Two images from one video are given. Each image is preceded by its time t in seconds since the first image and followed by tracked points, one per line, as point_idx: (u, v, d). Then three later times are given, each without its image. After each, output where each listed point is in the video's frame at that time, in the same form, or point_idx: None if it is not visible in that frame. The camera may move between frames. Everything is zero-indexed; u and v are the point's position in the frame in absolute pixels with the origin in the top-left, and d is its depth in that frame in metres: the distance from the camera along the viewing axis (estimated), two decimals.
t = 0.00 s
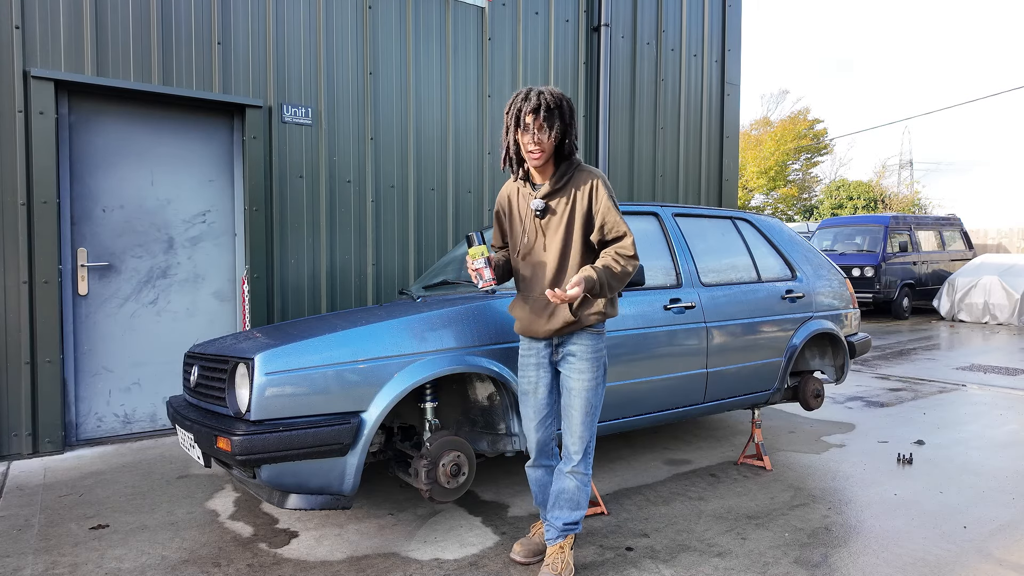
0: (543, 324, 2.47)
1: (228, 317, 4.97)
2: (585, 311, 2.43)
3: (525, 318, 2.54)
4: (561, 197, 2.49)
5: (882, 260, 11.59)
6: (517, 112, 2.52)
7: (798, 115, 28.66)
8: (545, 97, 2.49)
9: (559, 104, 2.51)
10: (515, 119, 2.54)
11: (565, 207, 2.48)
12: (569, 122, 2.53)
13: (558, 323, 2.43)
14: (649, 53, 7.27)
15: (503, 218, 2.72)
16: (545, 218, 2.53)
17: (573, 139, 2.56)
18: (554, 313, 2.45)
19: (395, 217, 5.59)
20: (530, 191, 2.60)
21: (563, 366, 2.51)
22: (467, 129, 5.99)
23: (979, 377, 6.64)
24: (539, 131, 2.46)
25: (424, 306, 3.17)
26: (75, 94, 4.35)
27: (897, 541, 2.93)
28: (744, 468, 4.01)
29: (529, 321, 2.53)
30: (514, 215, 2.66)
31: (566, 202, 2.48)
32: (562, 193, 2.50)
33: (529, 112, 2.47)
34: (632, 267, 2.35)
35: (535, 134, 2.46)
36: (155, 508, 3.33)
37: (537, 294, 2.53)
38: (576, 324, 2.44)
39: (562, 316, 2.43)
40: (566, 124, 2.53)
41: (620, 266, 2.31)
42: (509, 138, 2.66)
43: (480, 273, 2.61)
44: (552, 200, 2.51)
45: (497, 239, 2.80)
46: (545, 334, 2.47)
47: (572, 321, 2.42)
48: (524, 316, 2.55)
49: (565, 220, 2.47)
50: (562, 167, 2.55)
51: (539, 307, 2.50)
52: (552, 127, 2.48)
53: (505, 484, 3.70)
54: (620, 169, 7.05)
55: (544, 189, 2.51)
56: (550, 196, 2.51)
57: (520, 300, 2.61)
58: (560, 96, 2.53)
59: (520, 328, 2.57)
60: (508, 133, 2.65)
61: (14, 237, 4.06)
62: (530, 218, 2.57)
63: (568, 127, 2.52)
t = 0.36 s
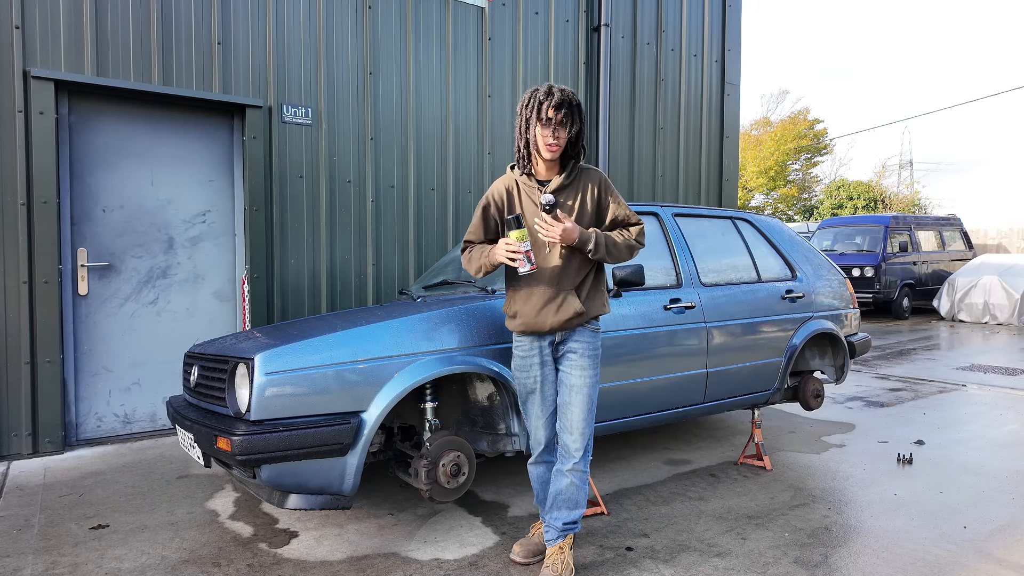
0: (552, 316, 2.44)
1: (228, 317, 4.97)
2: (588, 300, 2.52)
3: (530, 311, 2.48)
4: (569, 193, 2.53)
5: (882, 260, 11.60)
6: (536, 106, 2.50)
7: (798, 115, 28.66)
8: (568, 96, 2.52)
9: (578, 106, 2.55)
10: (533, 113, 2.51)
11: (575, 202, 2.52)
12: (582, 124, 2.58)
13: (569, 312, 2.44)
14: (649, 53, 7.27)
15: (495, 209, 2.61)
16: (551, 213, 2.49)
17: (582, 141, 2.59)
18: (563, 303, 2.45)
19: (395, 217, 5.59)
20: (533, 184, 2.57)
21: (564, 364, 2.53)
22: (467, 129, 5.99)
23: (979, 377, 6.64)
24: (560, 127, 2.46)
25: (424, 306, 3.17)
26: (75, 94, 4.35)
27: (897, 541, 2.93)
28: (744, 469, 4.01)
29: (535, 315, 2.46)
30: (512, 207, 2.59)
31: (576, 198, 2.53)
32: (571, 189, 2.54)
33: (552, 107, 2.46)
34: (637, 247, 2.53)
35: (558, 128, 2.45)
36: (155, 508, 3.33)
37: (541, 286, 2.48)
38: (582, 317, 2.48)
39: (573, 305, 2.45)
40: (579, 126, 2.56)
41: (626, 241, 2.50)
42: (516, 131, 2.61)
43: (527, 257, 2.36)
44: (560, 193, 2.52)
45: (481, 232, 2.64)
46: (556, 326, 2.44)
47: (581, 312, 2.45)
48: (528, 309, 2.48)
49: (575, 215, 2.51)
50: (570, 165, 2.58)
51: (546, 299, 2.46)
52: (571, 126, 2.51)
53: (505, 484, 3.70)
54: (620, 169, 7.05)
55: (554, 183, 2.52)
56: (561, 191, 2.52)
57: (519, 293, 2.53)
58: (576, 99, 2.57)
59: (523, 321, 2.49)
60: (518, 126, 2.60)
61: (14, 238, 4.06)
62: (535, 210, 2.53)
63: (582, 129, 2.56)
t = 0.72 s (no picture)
0: (547, 315, 2.44)
1: (227, 316, 4.97)
2: (583, 299, 2.53)
3: (525, 310, 2.48)
4: (568, 194, 2.54)
5: (882, 260, 11.60)
6: (540, 110, 2.49)
7: (798, 115, 28.65)
8: (572, 101, 2.52)
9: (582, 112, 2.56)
10: (535, 117, 2.50)
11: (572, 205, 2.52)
12: (584, 131, 2.58)
13: (563, 311, 2.45)
14: (649, 53, 7.27)
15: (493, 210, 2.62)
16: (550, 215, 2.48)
17: (584, 148, 2.60)
18: (558, 302, 2.46)
19: (394, 217, 5.59)
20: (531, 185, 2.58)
21: (559, 363, 2.53)
22: (467, 128, 5.99)
23: (979, 377, 6.64)
24: (564, 133, 2.46)
25: (424, 306, 3.17)
26: (75, 95, 4.35)
27: (897, 541, 2.93)
28: (744, 468, 4.01)
29: (530, 313, 2.46)
30: (510, 208, 2.59)
31: (575, 200, 2.54)
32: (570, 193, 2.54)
33: (556, 113, 2.46)
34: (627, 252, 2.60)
35: (561, 133, 2.45)
36: (156, 508, 3.33)
37: (537, 285, 2.49)
38: (576, 316, 2.48)
39: (569, 303, 2.45)
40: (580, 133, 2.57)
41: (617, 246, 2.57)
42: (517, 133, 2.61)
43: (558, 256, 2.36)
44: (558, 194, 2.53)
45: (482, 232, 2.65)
46: (551, 325, 2.45)
47: (576, 311, 2.46)
48: (523, 308, 2.49)
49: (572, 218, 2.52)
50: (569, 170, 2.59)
51: (541, 298, 2.46)
52: (574, 132, 2.51)
53: (505, 484, 3.70)
54: (620, 170, 7.05)
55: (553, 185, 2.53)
56: (560, 195, 2.52)
57: (515, 293, 2.54)
58: (580, 105, 2.57)
59: (518, 320, 2.49)
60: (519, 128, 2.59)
61: (14, 238, 4.06)
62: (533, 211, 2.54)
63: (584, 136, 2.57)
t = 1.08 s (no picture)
0: (544, 316, 2.45)
1: (227, 316, 4.97)
2: (581, 299, 2.52)
3: (522, 310, 2.49)
4: (564, 194, 2.53)
5: (882, 260, 11.60)
6: (534, 110, 2.49)
7: (798, 115, 28.66)
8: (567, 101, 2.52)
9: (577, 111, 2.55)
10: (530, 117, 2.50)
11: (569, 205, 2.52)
12: (581, 130, 2.57)
13: (560, 312, 2.45)
14: (649, 53, 7.27)
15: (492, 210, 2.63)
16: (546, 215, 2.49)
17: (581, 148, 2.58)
18: (555, 302, 2.46)
19: (395, 217, 5.59)
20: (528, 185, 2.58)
21: (557, 363, 2.53)
22: (467, 128, 5.99)
23: (979, 377, 6.64)
24: (558, 132, 2.46)
25: (424, 306, 3.17)
26: (75, 95, 4.35)
27: (897, 541, 2.93)
28: (744, 469, 4.01)
29: (528, 314, 2.47)
30: (508, 208, 2.60)
31: (571, 199, 2.54)
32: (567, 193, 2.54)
33: (550, 112, 2.45)
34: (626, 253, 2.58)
35: (555, 133, 2.45)
36: (156, 508, 3.33)
37: (535, 286, 2.49)
38: (574, 317, 2.47)
39: (566, 304, 2.45)
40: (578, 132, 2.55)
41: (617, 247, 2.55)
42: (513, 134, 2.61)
43: (552, 256, 2.36)
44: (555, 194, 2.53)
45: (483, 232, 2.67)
46: (548, 326, 2.45)
47: (573, 312, 2.46)
48: (520, 309, 2.49)
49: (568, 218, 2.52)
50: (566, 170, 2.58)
51: (538, 299, 2.46)
52: (569, 131, 2.50)
53: (505, 484, 3.70)
54: (620, 169, 7.05)
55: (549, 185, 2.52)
56: (556, 195, 2.52)
57: (513, 293, 2.54)
58: (576, 104, 2.56)
59: (515, 321, 2.50)
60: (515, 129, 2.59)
61: (14, 238, 4.06)
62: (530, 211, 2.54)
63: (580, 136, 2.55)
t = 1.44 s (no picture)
0: (529, 313, 2.47)
1: (227, 316, 4.97)
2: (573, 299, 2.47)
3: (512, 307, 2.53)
4: (561, 187, 2.50)
5: (882, 260, 11.60)
6: (537, 102, 2.50)
7: (798, 115, 28.66)
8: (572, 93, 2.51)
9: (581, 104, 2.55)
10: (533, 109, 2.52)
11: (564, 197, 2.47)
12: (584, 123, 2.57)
13: (545, 312, 2.45)
14: (649, 53, 7.27)
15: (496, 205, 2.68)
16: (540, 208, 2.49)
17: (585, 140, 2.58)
18: (542, 301, 2.46)
19: (394, 217, 5.59)
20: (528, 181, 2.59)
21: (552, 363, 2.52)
22: (467, 128, 5.99)
23: (979, 377, 6.64)
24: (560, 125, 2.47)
25: (425, 306, 3.17)
26: (75, 95, 4.35)
27: (897, 541, 2.93)
28: (744, 469, 4.01)
29: (517, 313, 2.51)
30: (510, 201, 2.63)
31: (568, 191, 2.49)
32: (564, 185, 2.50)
33: (552, 104, 2.46)
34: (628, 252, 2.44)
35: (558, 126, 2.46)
36: (156, 508, 3.33)
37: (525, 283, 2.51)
38: (560, 316, 2.45)
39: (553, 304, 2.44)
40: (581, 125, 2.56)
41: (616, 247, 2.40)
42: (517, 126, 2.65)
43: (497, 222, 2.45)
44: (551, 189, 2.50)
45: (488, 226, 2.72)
46: (534, 325, 2.46)
47: (558, 311, 2.44)
48: (511, 305, 2.54)
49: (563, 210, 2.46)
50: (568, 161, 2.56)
51: (526, 296, 2.49)
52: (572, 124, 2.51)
53: (505, 484, 3.70)
54: (620, 169, 7.05)
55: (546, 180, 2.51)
56: (552, 188, 2.50)
57: (508, 290, 2.58)
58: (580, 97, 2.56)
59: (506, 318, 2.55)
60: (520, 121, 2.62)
61: (15, 238, 4.06)
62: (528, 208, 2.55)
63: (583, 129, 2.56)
